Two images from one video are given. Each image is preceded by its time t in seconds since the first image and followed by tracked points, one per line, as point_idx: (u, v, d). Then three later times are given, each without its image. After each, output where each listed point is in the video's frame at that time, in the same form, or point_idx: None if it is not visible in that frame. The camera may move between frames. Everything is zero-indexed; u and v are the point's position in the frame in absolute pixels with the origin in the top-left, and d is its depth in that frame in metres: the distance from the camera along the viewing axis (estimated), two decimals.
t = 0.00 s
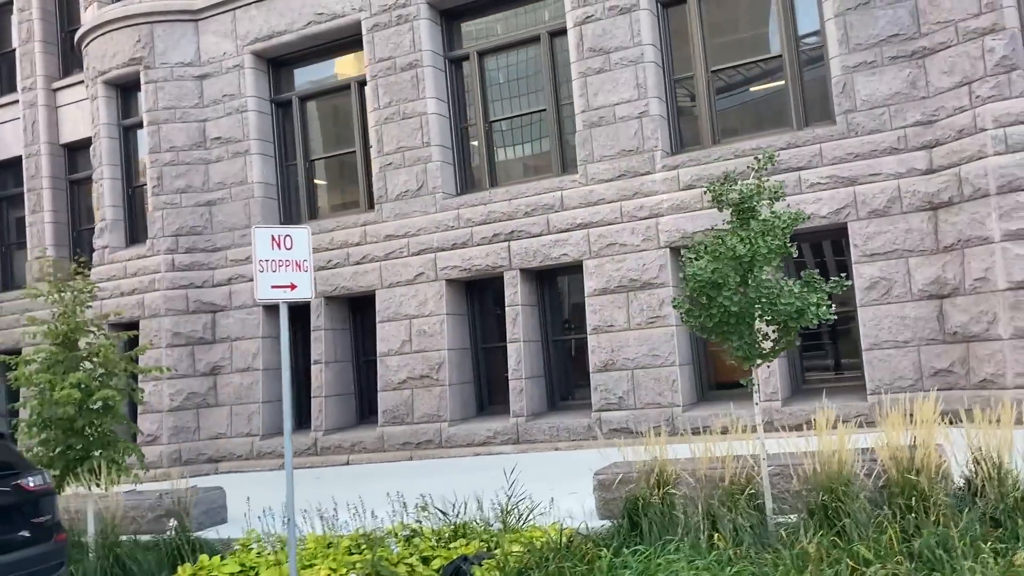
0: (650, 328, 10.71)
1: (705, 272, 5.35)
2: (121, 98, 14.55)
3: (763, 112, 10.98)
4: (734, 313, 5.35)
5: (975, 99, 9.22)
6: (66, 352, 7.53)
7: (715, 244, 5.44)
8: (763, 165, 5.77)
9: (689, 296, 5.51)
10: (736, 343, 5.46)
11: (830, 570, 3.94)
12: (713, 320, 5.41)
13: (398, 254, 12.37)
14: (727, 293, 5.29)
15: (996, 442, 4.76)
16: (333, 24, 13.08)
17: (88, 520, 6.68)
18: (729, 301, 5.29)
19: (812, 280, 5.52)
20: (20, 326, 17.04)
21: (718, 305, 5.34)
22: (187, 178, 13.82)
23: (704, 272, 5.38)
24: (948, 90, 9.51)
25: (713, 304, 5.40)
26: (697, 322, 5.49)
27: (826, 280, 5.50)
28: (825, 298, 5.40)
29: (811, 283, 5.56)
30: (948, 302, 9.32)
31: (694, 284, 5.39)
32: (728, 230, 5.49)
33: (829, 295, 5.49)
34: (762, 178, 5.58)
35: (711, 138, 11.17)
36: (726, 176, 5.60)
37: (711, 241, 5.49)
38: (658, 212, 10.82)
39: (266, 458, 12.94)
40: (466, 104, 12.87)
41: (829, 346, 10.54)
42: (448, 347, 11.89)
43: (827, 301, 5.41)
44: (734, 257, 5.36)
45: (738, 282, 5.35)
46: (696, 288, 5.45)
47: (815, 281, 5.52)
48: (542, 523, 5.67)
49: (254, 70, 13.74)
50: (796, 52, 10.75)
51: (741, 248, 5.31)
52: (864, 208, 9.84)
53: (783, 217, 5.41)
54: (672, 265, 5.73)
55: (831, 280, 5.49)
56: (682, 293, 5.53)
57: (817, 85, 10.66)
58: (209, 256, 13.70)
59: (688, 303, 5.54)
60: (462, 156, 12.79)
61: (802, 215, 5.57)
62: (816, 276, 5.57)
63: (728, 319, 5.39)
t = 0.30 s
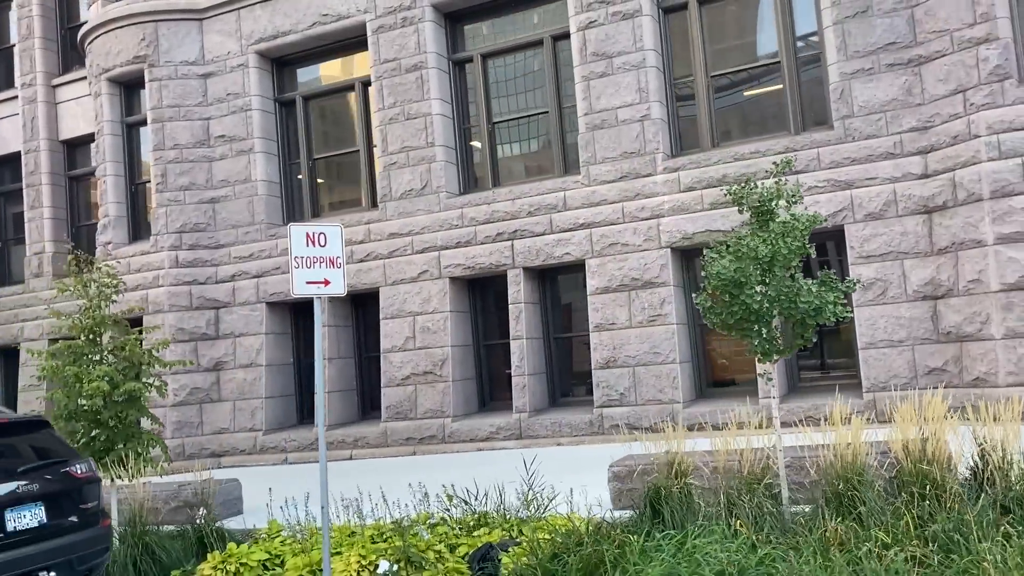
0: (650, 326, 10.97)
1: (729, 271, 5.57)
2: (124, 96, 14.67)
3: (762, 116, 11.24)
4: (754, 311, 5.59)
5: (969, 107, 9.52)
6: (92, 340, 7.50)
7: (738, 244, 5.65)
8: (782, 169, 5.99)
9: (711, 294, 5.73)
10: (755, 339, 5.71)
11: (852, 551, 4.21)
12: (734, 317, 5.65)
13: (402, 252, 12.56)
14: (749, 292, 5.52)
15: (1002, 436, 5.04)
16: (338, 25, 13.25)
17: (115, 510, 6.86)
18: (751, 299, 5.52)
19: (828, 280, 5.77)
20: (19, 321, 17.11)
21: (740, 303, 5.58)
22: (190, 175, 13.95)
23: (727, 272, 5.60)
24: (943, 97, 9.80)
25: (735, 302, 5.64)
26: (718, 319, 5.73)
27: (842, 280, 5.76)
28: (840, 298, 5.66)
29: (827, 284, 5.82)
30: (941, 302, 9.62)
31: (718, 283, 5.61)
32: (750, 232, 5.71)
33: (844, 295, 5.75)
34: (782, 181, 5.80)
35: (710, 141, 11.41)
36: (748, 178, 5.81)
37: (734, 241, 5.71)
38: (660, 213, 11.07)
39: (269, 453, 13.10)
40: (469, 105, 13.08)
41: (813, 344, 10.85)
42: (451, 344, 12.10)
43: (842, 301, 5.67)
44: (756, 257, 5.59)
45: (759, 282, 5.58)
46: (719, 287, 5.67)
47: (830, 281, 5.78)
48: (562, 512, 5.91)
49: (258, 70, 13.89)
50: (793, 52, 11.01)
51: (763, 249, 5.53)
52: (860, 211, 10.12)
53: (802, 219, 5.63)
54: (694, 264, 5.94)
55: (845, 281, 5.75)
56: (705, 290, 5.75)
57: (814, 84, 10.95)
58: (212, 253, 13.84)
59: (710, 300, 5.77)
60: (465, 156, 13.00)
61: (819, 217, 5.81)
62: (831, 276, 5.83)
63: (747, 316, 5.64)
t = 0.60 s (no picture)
0: (653, 326, 11.15)
1: (750, 273, 5.78)
2: (126, 93, 14.73)
3: (763, 120, 11.44)
4: (773, 311, 5.81)
5: (967, 114, 9.74)
6: (114, 336, 8.09)
7: (759, 248, 5.86)
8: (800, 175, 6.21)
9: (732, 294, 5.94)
10: (773, 339, 5.94)
11: (871, 539, 4.38)
12: (754, 317, 5.87)
13: (405, 252, 12.69)
14: (769, 294, 5.74)
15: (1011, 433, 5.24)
16: (342, 26, 13.37)
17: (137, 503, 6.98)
18: (771, 301, 5.74)
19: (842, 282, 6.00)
20: (16, 318, 17.11)
21: (760, 304, 5.80)
22: (193, 173, 14.02)
23: (748, 274, 5.81)
24: (941, 104, 10.03)
25: (755, 303, 5.86)
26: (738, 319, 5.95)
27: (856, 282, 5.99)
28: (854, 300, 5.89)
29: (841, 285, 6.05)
30: (938, 304, 9.85)
31: (739, 284, 5.82)
32: (770, 235, 5.92)
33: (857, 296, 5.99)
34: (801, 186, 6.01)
35: (713, 145, 11.58)
36: (768, 182, 6.02)
37: (755, 244, 5.91)
38: (662, 215, 11.25)
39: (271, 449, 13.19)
40: (472, 106, 13.23)
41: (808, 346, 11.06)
42: (454, 343, 12.24)
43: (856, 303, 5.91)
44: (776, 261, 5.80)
45: (778, 284, 5.80)
46: (740, 288, 5.88)
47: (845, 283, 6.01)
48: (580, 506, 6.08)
49: (262, 69, 13.98)
50: (795, 49, 11.24)
51: (782, 252, 5.75)
52: (860, 214, 10.34)
53: (820, 224, 5.85)
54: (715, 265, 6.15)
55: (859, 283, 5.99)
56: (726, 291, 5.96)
57: (813, 84, 11.17)
58: (214, 251, 13.92)
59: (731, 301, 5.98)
60: (467, 157, 13.15)
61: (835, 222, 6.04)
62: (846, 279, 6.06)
63: (766, 316, 5.85)
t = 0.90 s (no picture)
0: (658, 321, 11.35)
1: (772, 268, 6.04)
2: (133, 89, 14.83)
3: (767, 120, 11.63)
4: (794, 304, 6.08)
5: (967, 113, 9.97)
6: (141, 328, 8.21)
7: (781, 244, 6.11)
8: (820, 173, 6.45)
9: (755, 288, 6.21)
10: (793, 330, 6.21)
11: (894, 520, 4.61)
12: (775, 309, 6.14)
13: (412, 247, 12.85)
14: (790, 288, 6.01)
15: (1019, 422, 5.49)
16: (349, 24, 13.51)
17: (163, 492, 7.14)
18: (792, 293, 6.01)
19: (860, 278, 6.27)
20: (20, 312, 17.20)
21: (782, 296, 6.06)
22: (200, 169, 14.13)
23: (771, 269, 6.07)
24: (942, 104, 10.25)
25: (777, 296, 6.12)
26: (760, 311, 6.23)
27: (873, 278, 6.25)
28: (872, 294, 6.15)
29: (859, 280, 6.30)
30: (939, 300, 10.07)
31: (761, 278, 6.08)
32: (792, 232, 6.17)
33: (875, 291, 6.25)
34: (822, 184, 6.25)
35: (717, 143, 11.77)
36: (791, 181, 6.26)
37: (778, 239, 6.16)
38: (668, 212, 11.45)
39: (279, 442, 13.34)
40: (478, 104, 13.39)
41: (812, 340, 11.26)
42: (461, 337, 12.41)
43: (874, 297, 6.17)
44: (797, 257, 6.05)
45: (799, 278, 6.06)
46: (762, 282, 6.14)
47: (862, 278, 6.27)
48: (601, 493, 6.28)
49: (269, 66, 14.10)
50: (797, 45, 11.44)
51: (804, 248, 5.99)
52: (862, 212, 10.56)
53: (840, 221, 6.10)
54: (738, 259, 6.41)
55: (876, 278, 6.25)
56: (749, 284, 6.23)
57: (815, 82, 11.37)
58: (221, 246, 14.04)
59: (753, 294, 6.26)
60: (473, 154, 13.30)
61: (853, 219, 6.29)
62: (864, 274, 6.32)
63: (787, 310, 6.12)
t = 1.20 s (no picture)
0: (670, 315, 11.52)
1: (801, 263, 6.31)
2: (147, 85, 14.96)
3: (777, 117, 11.80)
4: (820, 297, 6.36)
5: (977, 111, 10.13)
6: (172, 321, 8.35)
7: (809, 240, 6.36)
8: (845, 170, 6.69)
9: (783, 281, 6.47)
10: (818, 322, 6.49)
11: (921, 504, 4.82)
12: (802, 302, 6.42)
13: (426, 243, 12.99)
14: (818, 282, 6.28)
15: None
16: (362, 21, 13.64)
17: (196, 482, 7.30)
18: (819, 287, 6.28)
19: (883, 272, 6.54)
20: (32, 307, 17.33)
21: (809, 290, 6.34)
22: (215, 165, 14.26)
23: (799, 263, 6.33)
24: (952, 101, 10.41)
25: (804, 290, 6.40)
26: (787, 304, 6.50)
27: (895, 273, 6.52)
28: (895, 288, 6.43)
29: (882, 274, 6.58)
30: (949, 294, 10.25)
31: (790, 272, 6.34)
32: (819, 228, 6.42)
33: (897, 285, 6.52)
34: (848, 182, 6.50)
35: (728, 139, 11.92)
36: (818, 178, 6.50)
37: (806, 235, 6.41)
38: (680, 207, 11.61)
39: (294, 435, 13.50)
40: (490, 101, 13.54)
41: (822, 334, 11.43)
42: (475, 331, 12.57)
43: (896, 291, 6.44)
44: (825, 252, 6.32)
45: (825, 272, 6.33)
46: (791, 276, 6.41)
47: (885, 273, 6.54)
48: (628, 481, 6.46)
49: (282, 63, 14.23)
50: (807, 39, 11.61)
51: (832, 244, 6.25)
52: (873, 208, 10.73)
53: (865, 218, 6.35)
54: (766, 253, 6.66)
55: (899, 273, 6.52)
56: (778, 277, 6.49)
57: (825, 79, 11.53)
58: (236, 241, 14.18)
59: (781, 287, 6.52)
60: (486, 150, 13.45)
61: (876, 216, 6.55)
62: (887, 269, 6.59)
63: (814, 303, 6.40)
